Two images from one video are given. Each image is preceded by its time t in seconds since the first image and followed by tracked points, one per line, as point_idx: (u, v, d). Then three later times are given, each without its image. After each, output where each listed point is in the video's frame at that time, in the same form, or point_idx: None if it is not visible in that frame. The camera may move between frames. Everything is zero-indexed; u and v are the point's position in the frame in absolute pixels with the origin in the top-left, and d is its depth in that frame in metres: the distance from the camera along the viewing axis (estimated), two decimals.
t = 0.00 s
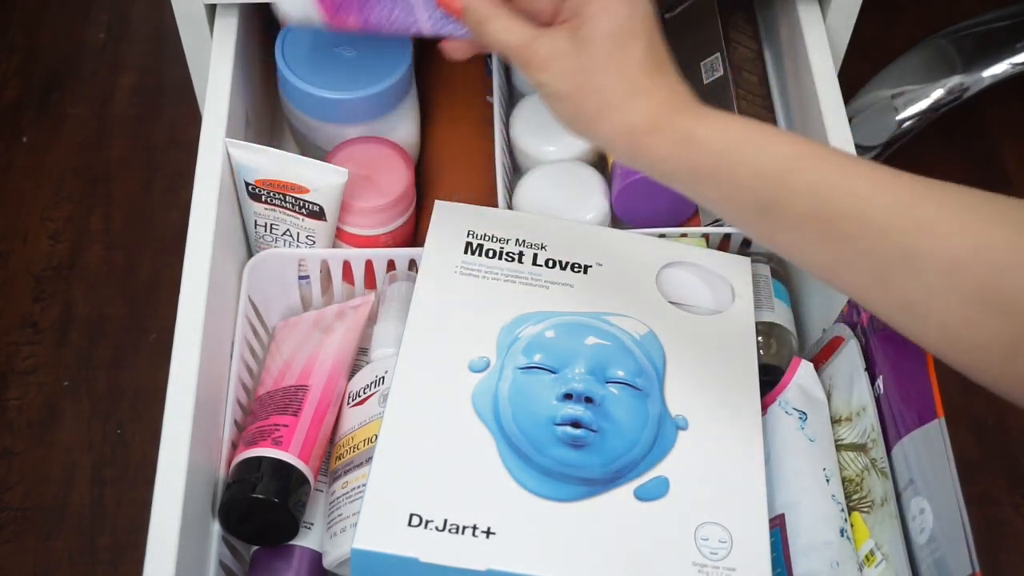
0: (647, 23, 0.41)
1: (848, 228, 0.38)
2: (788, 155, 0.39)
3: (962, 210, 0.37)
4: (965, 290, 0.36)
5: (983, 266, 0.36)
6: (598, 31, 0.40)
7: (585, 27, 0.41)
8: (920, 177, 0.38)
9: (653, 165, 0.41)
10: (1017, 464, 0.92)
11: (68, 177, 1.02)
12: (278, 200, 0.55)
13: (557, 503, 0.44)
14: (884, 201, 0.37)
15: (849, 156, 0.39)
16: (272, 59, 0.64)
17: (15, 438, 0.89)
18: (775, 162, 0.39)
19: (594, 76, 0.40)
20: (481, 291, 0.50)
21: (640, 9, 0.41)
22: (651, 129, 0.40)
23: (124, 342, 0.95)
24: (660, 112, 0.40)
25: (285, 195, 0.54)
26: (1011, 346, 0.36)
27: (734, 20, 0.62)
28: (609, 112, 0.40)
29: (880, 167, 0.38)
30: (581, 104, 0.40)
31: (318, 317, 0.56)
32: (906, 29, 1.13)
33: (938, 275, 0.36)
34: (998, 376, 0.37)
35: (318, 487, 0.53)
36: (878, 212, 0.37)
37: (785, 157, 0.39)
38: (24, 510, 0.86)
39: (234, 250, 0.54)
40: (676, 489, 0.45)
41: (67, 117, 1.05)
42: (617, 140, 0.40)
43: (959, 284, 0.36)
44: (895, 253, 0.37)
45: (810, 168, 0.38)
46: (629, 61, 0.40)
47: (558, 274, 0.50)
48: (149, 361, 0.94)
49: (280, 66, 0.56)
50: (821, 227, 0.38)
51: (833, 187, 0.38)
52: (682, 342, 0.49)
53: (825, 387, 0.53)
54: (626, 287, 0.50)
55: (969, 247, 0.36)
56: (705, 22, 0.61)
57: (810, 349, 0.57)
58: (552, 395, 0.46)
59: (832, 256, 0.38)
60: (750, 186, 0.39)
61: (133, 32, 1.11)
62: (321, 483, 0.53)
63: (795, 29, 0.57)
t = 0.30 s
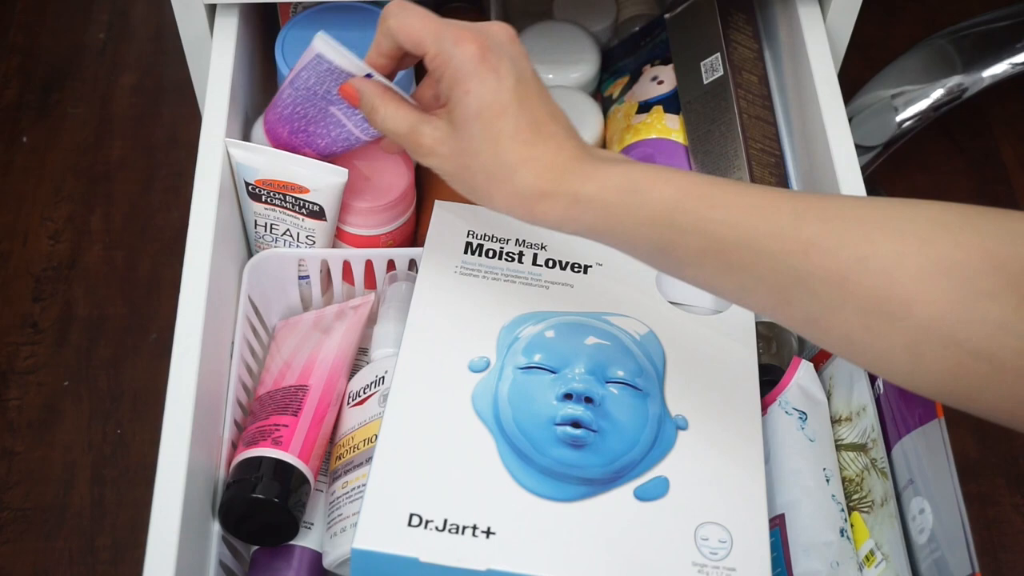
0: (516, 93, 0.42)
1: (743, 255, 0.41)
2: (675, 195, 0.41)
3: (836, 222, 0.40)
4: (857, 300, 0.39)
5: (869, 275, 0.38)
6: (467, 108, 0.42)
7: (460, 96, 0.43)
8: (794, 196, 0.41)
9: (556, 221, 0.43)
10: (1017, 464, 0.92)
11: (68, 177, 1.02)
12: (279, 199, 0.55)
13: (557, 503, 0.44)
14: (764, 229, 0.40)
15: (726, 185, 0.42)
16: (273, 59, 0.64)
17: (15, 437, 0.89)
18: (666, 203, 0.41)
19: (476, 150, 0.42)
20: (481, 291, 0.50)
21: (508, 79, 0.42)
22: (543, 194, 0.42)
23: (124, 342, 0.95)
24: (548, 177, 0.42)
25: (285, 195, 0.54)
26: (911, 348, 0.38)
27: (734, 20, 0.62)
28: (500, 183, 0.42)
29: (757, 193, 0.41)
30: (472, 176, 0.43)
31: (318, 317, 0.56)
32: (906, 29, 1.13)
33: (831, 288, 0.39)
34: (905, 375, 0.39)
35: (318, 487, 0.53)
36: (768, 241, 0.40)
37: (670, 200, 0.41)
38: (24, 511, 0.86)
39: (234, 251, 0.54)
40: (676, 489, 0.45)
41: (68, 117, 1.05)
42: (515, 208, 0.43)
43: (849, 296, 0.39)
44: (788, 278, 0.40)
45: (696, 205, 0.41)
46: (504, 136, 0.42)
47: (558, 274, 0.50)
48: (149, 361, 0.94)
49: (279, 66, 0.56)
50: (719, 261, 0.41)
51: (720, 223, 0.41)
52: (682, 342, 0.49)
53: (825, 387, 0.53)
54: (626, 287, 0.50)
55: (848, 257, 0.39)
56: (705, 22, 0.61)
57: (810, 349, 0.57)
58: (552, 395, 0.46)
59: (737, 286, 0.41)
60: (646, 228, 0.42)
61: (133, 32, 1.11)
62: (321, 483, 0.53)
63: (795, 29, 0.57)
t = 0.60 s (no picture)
0: (436, 77, 0.44)
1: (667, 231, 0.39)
2: (596, 172, 0.40)
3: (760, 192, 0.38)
4: (783, 270, 0.36)
5: (797, 245, 0.36)
6: (388, 90, 0.43)
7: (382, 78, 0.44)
8: (720, 168, 0.39)
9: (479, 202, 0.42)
10: (1017, 464, 0.91)
11: (68, 177, 1.02)
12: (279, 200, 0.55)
13: (557, 503, 0.44)
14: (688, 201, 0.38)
15: (649, 161, 0.40)
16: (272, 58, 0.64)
17: (14, 437, 0.89)
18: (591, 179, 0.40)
19: (398, 132, 0.43)
20: (482, 291, 0.50)
21: (426, 62, 0.44)
22: (467, 174, 0.42)
23: (124, 342, 0.95)
24: (471, 158, 0.42)
25: (285, 194, 0.54)
26: (840, 318, 0.36)
27: (734, 20, 0.62)
28: (424, 165, 0.43)
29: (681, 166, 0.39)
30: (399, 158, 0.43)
31: (318, 318, 0.56)
32: (905, 29, 1.13)
33: (758, 259, 0.37)
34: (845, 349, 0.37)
35: (318, 487, 0.53)
36: (694, 214, 0.38)
37: (593, 178, 0.40)
38: (24, 511, 0.86)
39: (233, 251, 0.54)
40: (676, 489, 0.45)
41: (68, 117, 1.05)
42: (443, 192, 0.43)
43: (776, 266, 0.37)
44: (715, 251, 0.38)
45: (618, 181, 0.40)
46: (424, 115, 0.43)
47: (558, 274, 0.50)
48: (149, 361, 0.94)
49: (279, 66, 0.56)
50: (647, 239, 0.39)
51: (641, 198, 0.39)
52: (683, 342, 0.49)
53: (825, 387, 0.53)
54: (626, 288, 0.50)
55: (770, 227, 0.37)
56: (705, 22, 0.61)
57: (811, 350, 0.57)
58: (552, 395, 0.46)
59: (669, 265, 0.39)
60: (570, 205, 0.41)
61: (132, 32, 1.11)
62: (321, 483, 0.53)
63: (795, 29, 0.57)
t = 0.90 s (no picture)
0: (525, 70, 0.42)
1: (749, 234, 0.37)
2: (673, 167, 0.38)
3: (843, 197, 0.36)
4: (874, 278, 0.35)
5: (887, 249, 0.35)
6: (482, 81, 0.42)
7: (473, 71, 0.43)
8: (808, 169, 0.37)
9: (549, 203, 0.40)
10: (1017, 464, 0.91)
11: (68, 176, 1.02)
12: (280, 201, 0.55)
13: (557, 503, 0.44)
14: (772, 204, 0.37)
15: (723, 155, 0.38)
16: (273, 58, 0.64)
17: (14, 437, 0.89)
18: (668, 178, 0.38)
19: (489, 119, 0.41)
20: (481, 290, 0.50)
21: (519, 58, 0.42)
22: (556, 166, 0.40)
23: (124, 342, 0.95)
24: (560, 148, 0.40)
25: (285, 194, 0.54)
26: (930, 324, 0.35)
27: (734, 20, 0.62)
28: (511, 152, 0.41)
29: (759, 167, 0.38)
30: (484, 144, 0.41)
31: (318, 318, 0.56)
32: (906, 29, 1.13)
33: (846, 259, 0.36)
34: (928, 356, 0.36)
35: (318, 487, 0.53)
36: (775, 211, 0.37)
37: (678, 177, 0.38)
38: (24, 511, 0.86)
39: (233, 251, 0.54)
40: (676, 489, 0.45)
41: (68, 117, 1.05)
42: (526, 185, 0.40)
43: (871, 270, 0.35)
44: (798, 249, 0.36)
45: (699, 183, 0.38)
46: (518, 105, 0.41)
47: (558, 274, 0.50)
48: (149, 361, 0.94)
49: (279, 66, 0.56)
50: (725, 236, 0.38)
51: (723, 199, 0.37)
52: (682, 342, 0.49)
53: (825, 387, 0.53)
54: (626, 288, 0.50)
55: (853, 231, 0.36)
56: (705, 22, 0.61)
57: (810, 349, 0.57)
58: (552, 395, 0.46)
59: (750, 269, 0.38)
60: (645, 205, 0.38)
61: (132, 32, 1.11)
62: (321, 482, 0.53)
63: (795, 29, 0.57)
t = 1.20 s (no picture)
0: (530, 104, 0.48)
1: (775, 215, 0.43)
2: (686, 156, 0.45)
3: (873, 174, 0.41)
4: (877, 236, 0.41)
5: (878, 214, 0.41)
6: (493, 130, 0.48)
7: (480, 119, 0.49)
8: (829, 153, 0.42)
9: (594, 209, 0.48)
10: (1017, 463, 0.91)
11: (68, 177, 1.02)
12: (280, 200, 0.55)
13: (557, 503, 0.44)
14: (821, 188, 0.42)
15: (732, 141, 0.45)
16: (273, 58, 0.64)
17: (14, 437, 0.90)
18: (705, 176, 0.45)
19: (519, 165, 0.47)
20: (481, 290, 0.49)
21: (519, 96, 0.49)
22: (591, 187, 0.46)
23: (124, 342, 0.95)
24: (589, 171, 0.46)
25: (285, 194, 0.54)
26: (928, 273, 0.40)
27: (734, 20, 0.62)
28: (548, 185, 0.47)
29: (774, 148, 0.44)
30: (523, 183, 0.48)
31: (318, 318, 0.56)
32: (905, 29, 1.13)
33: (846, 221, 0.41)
34: (974, 316, 0.41)
35: (318, 487, 0.53)
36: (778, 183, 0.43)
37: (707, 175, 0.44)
38: (24, 511, 0.86)
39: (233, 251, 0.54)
40: (676, 489, 0.45)
41: (68, 117, 1.05)
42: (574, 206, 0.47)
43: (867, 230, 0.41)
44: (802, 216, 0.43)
45: (753, 177, 0.44)
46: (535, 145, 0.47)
47: (558, 274, 0.50)
48: (149, 361, 0.94)
49: (279, 66, 0.56)
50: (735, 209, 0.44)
51: (736, 180, 0.44)
52: (682, 342, 0.49)
53: (825, 387, 0.53)
54: (625, 288, 0.50)
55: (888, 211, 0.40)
56: (705, 22, 0.61)
57: (810, 349, 0.57)
58: (552, 395, 0.46)
59: (794, 247, 0.44)
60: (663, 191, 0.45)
61: (132, 32, 1.10)
62: (321, 482, 0.53)
63: (795, 29, 0.57)
